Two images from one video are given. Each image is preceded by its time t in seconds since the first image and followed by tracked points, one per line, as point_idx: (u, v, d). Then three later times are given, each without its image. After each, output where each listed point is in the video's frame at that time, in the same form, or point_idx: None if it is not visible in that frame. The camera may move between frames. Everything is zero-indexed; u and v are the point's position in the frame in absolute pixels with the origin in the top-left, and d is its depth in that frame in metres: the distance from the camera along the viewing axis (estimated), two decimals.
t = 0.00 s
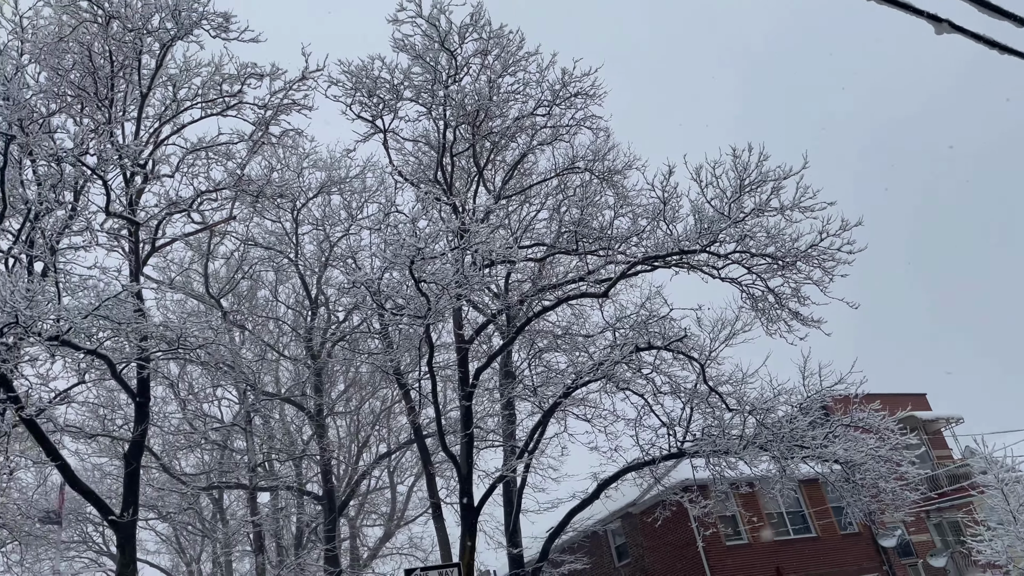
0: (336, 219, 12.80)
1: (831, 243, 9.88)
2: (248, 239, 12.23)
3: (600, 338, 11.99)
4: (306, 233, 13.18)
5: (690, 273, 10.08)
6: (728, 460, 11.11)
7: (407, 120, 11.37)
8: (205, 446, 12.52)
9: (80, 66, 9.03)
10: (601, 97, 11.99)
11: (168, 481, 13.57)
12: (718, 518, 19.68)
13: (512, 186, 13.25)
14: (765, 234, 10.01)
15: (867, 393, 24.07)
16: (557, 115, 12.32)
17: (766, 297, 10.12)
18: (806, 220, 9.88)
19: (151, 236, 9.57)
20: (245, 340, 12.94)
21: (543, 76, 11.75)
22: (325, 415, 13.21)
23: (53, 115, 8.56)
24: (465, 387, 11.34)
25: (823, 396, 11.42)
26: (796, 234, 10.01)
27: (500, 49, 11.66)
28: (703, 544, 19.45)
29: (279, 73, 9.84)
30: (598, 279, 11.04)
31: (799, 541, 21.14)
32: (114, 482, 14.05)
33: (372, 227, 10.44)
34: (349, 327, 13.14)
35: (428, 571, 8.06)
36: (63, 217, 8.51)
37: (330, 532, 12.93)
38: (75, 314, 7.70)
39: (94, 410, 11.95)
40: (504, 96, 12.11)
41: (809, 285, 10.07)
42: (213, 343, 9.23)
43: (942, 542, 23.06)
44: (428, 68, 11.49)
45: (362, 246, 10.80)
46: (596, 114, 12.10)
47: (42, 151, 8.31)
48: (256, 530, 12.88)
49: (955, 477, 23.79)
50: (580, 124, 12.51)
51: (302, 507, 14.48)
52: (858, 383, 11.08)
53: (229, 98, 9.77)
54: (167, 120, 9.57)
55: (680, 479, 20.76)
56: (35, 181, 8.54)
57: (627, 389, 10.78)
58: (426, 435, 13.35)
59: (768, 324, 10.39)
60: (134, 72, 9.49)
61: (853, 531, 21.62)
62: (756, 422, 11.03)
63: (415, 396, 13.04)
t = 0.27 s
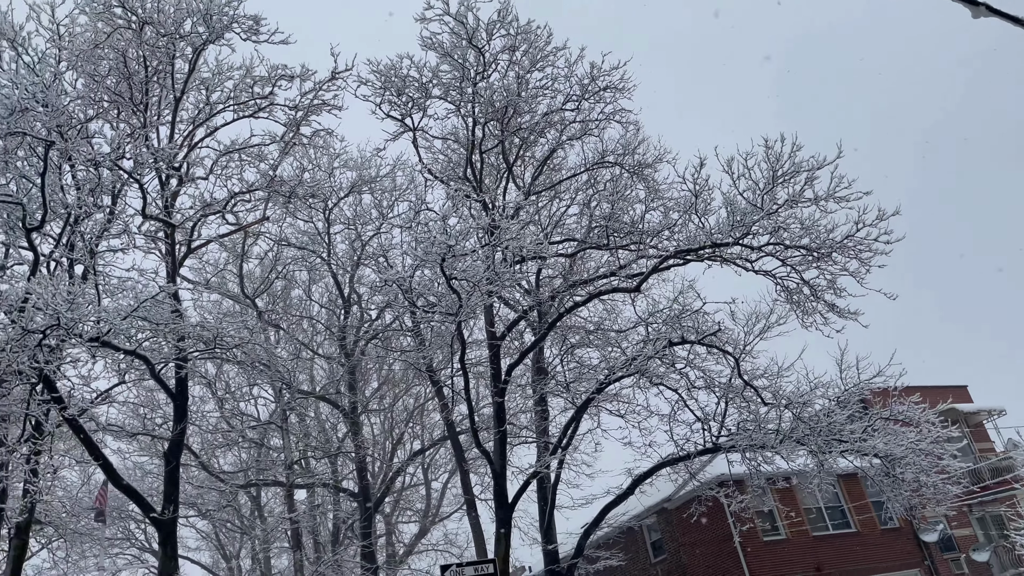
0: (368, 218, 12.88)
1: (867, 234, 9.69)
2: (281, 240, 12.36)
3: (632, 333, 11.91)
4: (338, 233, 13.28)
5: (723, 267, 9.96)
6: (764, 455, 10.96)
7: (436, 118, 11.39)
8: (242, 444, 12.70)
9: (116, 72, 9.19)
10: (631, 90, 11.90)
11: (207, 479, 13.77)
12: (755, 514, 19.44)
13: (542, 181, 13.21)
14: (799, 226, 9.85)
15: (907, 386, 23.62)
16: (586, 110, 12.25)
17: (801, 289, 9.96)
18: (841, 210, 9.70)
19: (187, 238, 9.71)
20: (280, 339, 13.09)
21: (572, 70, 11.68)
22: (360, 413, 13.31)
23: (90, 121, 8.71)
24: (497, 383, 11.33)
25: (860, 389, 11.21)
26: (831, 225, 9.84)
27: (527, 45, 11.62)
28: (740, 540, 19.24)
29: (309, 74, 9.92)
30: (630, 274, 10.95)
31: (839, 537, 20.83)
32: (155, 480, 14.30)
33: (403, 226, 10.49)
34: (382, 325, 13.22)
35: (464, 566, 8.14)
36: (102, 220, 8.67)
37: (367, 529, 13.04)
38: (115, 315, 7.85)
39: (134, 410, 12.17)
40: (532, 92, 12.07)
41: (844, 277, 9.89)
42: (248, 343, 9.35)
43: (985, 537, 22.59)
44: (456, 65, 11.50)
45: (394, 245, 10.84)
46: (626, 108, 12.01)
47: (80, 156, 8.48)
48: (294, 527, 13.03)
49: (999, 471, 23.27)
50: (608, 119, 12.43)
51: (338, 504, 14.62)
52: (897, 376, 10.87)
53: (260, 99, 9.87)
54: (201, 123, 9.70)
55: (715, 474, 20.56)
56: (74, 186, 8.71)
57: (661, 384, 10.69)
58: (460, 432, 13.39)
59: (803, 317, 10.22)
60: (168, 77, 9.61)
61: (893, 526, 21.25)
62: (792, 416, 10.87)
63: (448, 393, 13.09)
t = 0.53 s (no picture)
0: (395, 216, 12.94)
1: (899, 223, 9.52)
2: (310, 239, 12.47)
3: (660, 327, 11.83)
4: (365, 231, 13.36)
5: (752, 259, 9.85)
6: (796, 449, 10.83)
7: (461, 115, 11.39)
8: (275, 442, 12.85)
9: (146, 76, 9.32)
10: (656, 83, 11.80)
11: (241, 476, 13.96)
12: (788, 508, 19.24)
13: (568, 176, 13.16)
14: (830, 216, 9.70)
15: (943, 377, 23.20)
16: (611, 104, 12.17)
17: (832, 281, 9.82)
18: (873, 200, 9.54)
19: (217, 238, 9.83)
20: (310, 337, 13.20)
21: (596, 64, 11.61)
22: (390, 410, 13.39)
23: (122, 124, 8.85)
24: (526, 379, 11.33)
25: (894, 381, 11.03)
26: (863, 215, 9.68)
27: (552, 39, 11.58)
28: (773, 534, 19.06)
29: (334, 74, 9.97)
30: (658, 268, 10.87)
31: (874, 531, 20.55)
32: (190, 477, 14.53)
33: (430, 223, 10.51)
34: (410, 323, 13.28)
35: (495, 562, 8.18)
36: (134, 222, 8.81)
37: (398, 525, 13.14)
38: (149, 316, 7.97)
39: (169, 408, 12.36)
40: (557, 87, 12.02)
41: (877, 267, 9.73)
42: (279, 341, 9.44)
43: None
44: (480, 62, 11.49)
45: (421, 242, 10.88)
46: (651, 101, 11.91)
47: (113, 160, 8.62)
48: (326, 523, 13.16)
49: None
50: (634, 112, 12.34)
51: (370, 500, 14.74)
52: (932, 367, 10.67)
53: (287, 100, 9.95)
54: (229, 125, 9.81)
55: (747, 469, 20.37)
56: (107, 189, 8.85)
57: (690, 378, 10.62)
58: (489, 428, 13.42)
59: (835, 309, 10.08)
60: (196, 80, 9.73)
61: (930, 519, 20.92)
62: (825, 409, 10.72)
63: (477, 389, 13.12)
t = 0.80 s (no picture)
0: (417, 213, 12.97)
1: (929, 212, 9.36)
2: (334, 237, 12.53)
3: (685, 321, 11.74)
4: (389, 229, 13.40)
5: (778, 250, 9.73)
6: (826, 442, 10.70)
7: (482, 111, 11.38)
8: (303, 439, 12.95)
9: (170, 78, 9.42)
10: (678, 75, 11.70)
11: (270, 473, 14.09)
12: (817, 502, 19.03)
13: (590, 170, 13.10)
14: (857, 206, 9.55)
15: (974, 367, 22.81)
16: (633, 96, 12.09)
17: (860, 271, 9.67)
18: (901, 189, 9.39)
19: (243, 238, 9.91)
20: (335, 335, 13.28)
21: (617, 57, 11.53)
22: (415, 406, 13.44)
23: (148, 127, 8.95)
24: (551, 374, 11.31)
25: (925, 372, 10.85)
26: (891, 204, 9.52)
27: (572, 33, 11.52)
28: (803, 528, 18.87)
29: (356, 73, 10.01)
30: (682, 261, 10.78)
31: (905, 524, 20.27)
32: (220, 475, 14.69)
33: (453, 219, 10.52)
34: (435, 319, 13.31)
35: (523, 557, 8.19)
36: (162, 223, 8.91)
37: (426, 520, 13.19)
38: (177, 315, 8.06)
39: (198, 407, 12.50)
40: (578, 80, 11.96)
41: (906, 257, 9.57)
42: (305, 340, 9.51)
43: None
44: (501, 57, 11.46)
45: (444, 239, 10.89)
46: (673, 93, 11.81)
47: (140, 162, 8.72)
48: (354, 520, 13.25)
49: None
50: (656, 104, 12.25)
51: (397, 496, 14.81)
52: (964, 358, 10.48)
53: (309, 99, 10.00)
54: (253, 125, 9.88)
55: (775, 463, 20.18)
56: (134, 191, 8.96)
57: (716, 371, 10.53)
58: (514, 424, 13.41)
59: (863, 300, 9.93)
60: (220, 81, 9.81)
61: (962, 512, 20.60)
62: (854, 401, 10.58)
63: (502, 384, 13.12)
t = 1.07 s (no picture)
0: (438, 209, 12.98)
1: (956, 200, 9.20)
2: (356, 235, 12.58)
3: (709, 313, 11.64)
4: (410, 225, 13.42)
5: (801, 241, 9.61)
6: (852, 434, 10.56)
7: (501, 105, 11.35)
8: (327, 436, 13.03)
9: (192, 78, 9.49)
10: (698, 66, 11.58)
11: (296, 469, 14.21)
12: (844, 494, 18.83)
13: (611, 163, 13.03)
14: (882, 195, 9.41)
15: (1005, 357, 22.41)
16: (653, 88, 11.99)
17: (886, 261, 9.53)
18: (927, 177, 9.23)
19: (266, 236, 9.98)
20: (358, 332, 13.34)
21: (637, 49, 11.45)
22: (439, 402, 13.48)
23: (171, 127, 9.03)
24: (573, 368, 11.27)
25: (954, 363, 10.67)
26: (917, 193, 9.36)
27: (591, 26, 11.45)
28: (830, 521, 18.68)
29: (375, 70, 10.02)
30: (704, 253, 10.69)
31: (934, 516, 20.00)
32: (247, 472, 14.84)
33: (473, 215, 10.51)
34: (457, 315, 13.33)
35: (547, 552, 8.19)
36: (185, 223, 8.99)
37: (450, 515, 13.23)
38: (202, 314, 8.14)
39: (224, 405, 12.63)
40: (597, 73, 11.89)
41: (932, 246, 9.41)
42: (328, 337, 9.56)
43: None
44: (519, 52, 11.42)
45: (465, 234, 10.89)
46: (694, 84, 11.70)
47: (163, 162, 8.81)
48: (379, 515, 13.33)
49: None
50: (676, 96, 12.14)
51: (421, 491, 14.87)
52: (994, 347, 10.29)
53: (329, 98, 10.03)
54: (274, 124, 9.93)
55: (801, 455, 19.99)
56: (158, 191, 9.05)
57: (740, 364, 10.44)
58: (538, 418, 13.40)
59: (890, 290, 9.78)
60: (240, 81, 9.87)
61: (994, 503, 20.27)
62: (882, 393, 10.43)
63: (524, 379, 13.11)
